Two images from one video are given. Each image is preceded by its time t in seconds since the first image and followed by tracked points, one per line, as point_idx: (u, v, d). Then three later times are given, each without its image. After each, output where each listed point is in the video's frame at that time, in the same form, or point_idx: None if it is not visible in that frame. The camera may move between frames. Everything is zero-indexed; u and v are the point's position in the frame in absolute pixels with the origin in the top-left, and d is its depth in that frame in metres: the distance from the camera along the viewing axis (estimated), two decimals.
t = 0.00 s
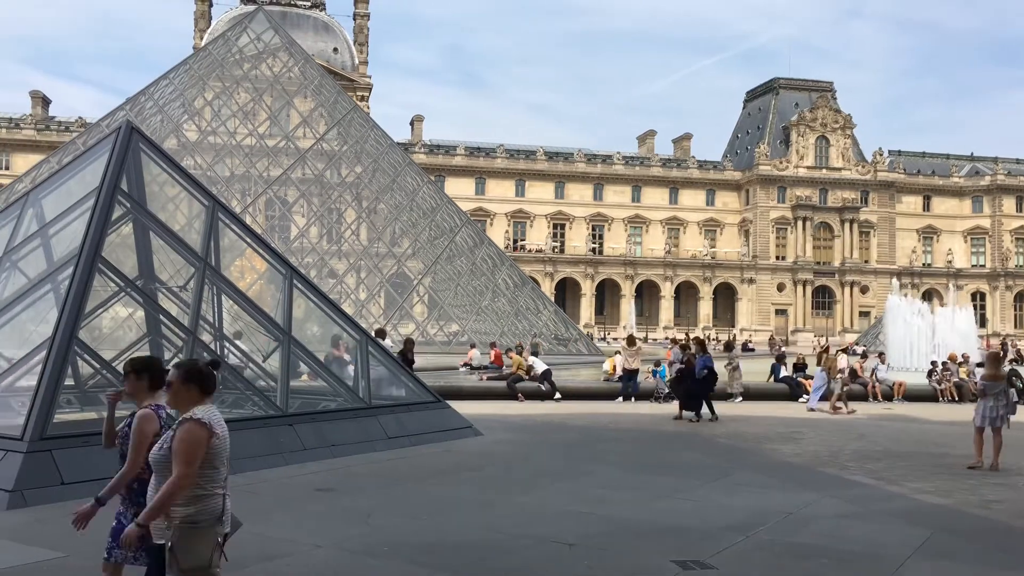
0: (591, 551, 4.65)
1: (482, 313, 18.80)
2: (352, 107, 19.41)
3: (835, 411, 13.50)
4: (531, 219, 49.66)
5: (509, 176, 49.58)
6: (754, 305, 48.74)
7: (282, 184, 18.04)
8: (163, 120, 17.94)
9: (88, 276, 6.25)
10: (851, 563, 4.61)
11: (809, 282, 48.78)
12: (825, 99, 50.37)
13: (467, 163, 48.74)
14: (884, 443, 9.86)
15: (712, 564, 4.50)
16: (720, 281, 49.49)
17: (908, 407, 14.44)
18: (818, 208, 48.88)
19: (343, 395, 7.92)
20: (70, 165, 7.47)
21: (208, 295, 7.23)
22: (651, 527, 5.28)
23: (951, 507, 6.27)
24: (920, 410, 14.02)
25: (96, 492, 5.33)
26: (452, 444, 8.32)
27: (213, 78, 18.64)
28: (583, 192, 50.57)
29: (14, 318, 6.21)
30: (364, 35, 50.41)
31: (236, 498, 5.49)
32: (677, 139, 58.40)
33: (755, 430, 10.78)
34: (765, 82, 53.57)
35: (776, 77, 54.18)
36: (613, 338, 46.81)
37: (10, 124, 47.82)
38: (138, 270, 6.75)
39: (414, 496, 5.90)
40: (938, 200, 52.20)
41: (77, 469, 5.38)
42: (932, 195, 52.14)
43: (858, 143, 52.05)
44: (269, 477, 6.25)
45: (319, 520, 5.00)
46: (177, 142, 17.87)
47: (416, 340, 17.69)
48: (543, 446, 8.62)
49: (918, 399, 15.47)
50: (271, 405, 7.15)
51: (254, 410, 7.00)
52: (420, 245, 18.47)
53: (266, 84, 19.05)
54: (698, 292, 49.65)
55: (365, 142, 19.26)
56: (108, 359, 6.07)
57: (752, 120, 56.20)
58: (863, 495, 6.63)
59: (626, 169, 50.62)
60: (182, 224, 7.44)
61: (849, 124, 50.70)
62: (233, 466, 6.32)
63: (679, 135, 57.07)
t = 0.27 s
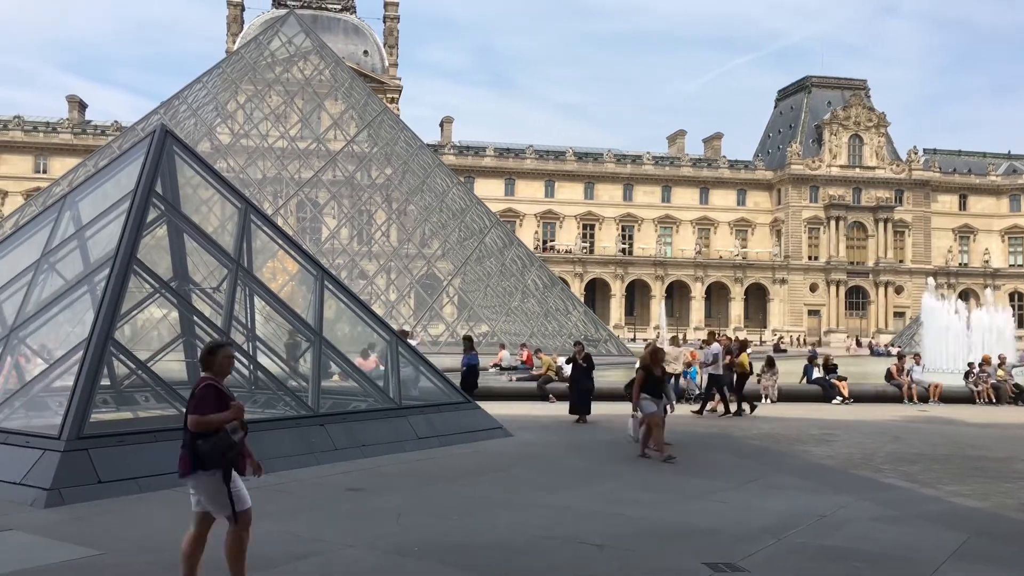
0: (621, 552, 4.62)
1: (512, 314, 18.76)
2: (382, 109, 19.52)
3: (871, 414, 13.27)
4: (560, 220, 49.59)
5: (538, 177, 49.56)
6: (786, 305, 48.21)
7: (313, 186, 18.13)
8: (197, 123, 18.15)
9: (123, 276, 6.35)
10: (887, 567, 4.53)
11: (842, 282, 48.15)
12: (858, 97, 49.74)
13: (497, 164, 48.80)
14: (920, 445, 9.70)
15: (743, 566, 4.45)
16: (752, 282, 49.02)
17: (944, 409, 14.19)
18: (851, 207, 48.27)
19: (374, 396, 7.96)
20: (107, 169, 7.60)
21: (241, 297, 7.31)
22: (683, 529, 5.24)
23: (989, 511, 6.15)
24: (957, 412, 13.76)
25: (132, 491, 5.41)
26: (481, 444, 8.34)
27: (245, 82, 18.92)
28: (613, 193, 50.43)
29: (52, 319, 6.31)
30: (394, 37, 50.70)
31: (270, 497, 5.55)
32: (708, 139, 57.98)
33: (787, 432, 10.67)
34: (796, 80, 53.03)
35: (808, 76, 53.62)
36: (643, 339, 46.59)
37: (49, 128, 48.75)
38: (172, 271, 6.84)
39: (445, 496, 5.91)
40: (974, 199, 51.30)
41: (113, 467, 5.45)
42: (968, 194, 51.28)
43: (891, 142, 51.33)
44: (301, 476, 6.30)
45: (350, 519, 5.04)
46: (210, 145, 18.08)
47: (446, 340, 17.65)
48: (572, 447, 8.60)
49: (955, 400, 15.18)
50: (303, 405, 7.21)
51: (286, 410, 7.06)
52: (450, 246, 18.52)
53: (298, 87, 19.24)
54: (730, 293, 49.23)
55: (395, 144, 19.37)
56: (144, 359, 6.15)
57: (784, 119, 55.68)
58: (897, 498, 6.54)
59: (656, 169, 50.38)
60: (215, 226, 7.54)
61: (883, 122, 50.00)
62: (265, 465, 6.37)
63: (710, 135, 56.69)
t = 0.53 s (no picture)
0: (652, 554, 4.59)
1: (542, 315, 18.74)
2: (412, 111, 19.59)
3: (907, 416, 13.06)
4: (590, 221, 49.47)
5: (567, 178, 49.49)
6: (819, 306, 47.67)
7: (343, 188, 18.32)
8: (230, 126, 18.37)
9: (158, 278, 6.43)
10: (924, 571, 4.44)
11: (876, 283, 47.48)
12: (892, 95, 49.05)
13: (526, 165, 48.78)
14: (957, 447, 9.53)
15: (776, 569, 4.40)
16: (784, 282, 48.54)
17: (981, 411, 13.94)
18: (885, 207, 47.60)
19: (404, 397, 7.98)
20: (141, 172, 7.71)
21: (273, 298, 7.38)
22: (713, 531, 5.18)
23: None
24: (995, 414, 13.50)
25: (166, 490, 5.48)
26: (510, 445, 8.33)
27: (277, 85, 19.19)
28: (643, 193, 50.23)
29: (89, 319, 6.42)
30: (423, 39, 50.94)
31: (301, 496, 5.58)
32: (739, 138, 57.51)
33: (820, 434, 10.54)
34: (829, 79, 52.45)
35: (840, 74, 53.00)
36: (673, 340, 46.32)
37: (85, 132, 49.59)
38: (205, 272, 6.93)
39: (473, 496, 5.90)
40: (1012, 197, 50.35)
41: (149, 467, 5.52)
42: (1006, 193, 50.36)
43: (927, 140, 50.54)
44: (332, 476, 6.33)
45: (381, 519, 5.06)
46: (243, 148, 18.31)
47: (475, 342, 17.83)
48: (602, 448, 8.57)
49: (992, 402, 14.90)
50: (334, 406, 7.26)
51: (317, 410, 7.10)
52: (480, 247, 18.54)
53: (328, 90, 19.44)
54: (761, 294, 48.77)
55: (425, 145, 19.41)
56: (178, 360, 6.23)
57: (816, 118, 55.09)
58: (933, 501, 6.43)
59: (687, 169, 50.08)
60: (248, 228, 7.61)
61: (918, 120, 49.25)
62: (296, 465, 6.42)
63: (741, 135, 56.24)
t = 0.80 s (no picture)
0: (683, 556, 4.55)
1: (571, 316, 18.69)
2: (441, 112, 19.64)
3: (944, 417, 12.82)
4: (620, 221, 49.29)
5: (597, 178, 49.36)
6: (853, 306, 47.05)
7: (374, 190, 18.43)
8: (262, 129, 18.57)
9: (192, 280, 6.52)
10: None
11: (912, 282, 46.74)
12: (928, 93, 48.30)
13: (555, 166, 48.69)
14: (996, 449, 9.33)
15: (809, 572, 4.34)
16: (817, 282, 47.97)
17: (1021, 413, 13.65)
18: (921, 205, 46.87)
19: (435, 397, 8.00)
20: (175, 176, 7.80)
21: (304, 300, 7.44)
22: (746, 533, 5.13)
23: None
24: None
25: (201, 489, 5.54)
26: (541, 446, 8.30)
27: (308, 88, 19.38)
28: (673, 193, 49.96)
29: (125, 321, 6.52)
30: (453, 41, 51.10)
31: (332, 496, 5.61)
32: (770, 137, 56.97)
33: (854, 435, 10.37)
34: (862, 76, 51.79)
35: (874, 71, 52.32)
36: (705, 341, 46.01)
37: (121, 136, 50.39)
38: (238, 274, 7.00)
39: (502, 497, 5.89)
40: None
41: (184, 466, 5.59)
42: None
43: (963, 137, 49.70)
44: (364, 476, 6.36)
45: (411, 519, 5.07)
46: (275, 150, 18.48)
47: (505, 343, 17.76)
48: (632, 449, 8.52)
49: None
50: (365, 406, 7.29)
51: (348, 410, 7.14)
52: (509, 248, 18.54)
53: (358, 92, 19.54)
54: (794, 294, 48.23)
55: (455, 146, 19.45)
56: (212, 361, 6.31)
57: (849, 116, 54.42)
58: (971, 504, 6.30)
59: (718, 169, 49.71)
60: (279, 230, 7.68)
61: (954, 118, 48.44)
62: (328, 466, 6.45)
63: (773, 134, 55.70)
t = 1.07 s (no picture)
0: (713, 559, 4.51)
1: (601, 317, 18.62)
2: (471, 114, 19.70)
3: (982, 420, 12.58)
4: (650, 222, 49.02)
5: (627, 179, 49.15)
6: (887, 307, 46.37)
7: (404, 191, 18.49)
8: (293, 132, 18.73)
9: (226, 281, 6.59)
10: None
11: (948, 283, 45.96)
12: (964, 90, 47.51)
13: (585, 166, 48.57)
14: None
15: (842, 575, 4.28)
16: (851, 283, 47.32)
17: None
18: (957, 205, 46.07)
19: (465, 398, 8.01)
20: (209, 178, 7.90)
21: (336, 300, 7.49)
22: (778, 536, 5.07)
23: None
24: None
25: (233, 488, 5.60)
26: (570, 448, 8.27)
27: (339, 91, 19.41)
28: (704, 194, 49.58)
29: (160, 322, 6.60)
30: (483, 42, 51.20)
31: (363, 496, 5.64)
32: (803, 136, 56.34)
33: (890, 438, 10.21)
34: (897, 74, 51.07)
35: (909, 69, 51.56)
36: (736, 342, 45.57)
37: (156, 139, 51.16)
38: (270, 276, 7.07)
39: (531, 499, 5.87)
40: None
41: (218, 465, 5.66)
42: None
43: (1001, 136, 48.79)
44: (395, 477, 6.38)
45: (441, 519, 5.08)
46: (306, 152, 18.63)
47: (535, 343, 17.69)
48: (663, 451, 8.46)
49: None
50: (395, 407, 7.31)
51: (379, 411, 7.17)
52: (539, 249, 18.55)
53: (389, 94, 19.64)
54: (827, 295, 47.61)
55: (485, 148, 19.51)
56: (244, 361, 6.37)
57: (884, 115, 53.68)
58: (1010, 508, 6.17)
59: (750, 169, 49.26)
60: (311, 232, 7.74)
61: (992, 116, 47.57)
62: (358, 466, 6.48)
63: (805, 133, 55.08)
